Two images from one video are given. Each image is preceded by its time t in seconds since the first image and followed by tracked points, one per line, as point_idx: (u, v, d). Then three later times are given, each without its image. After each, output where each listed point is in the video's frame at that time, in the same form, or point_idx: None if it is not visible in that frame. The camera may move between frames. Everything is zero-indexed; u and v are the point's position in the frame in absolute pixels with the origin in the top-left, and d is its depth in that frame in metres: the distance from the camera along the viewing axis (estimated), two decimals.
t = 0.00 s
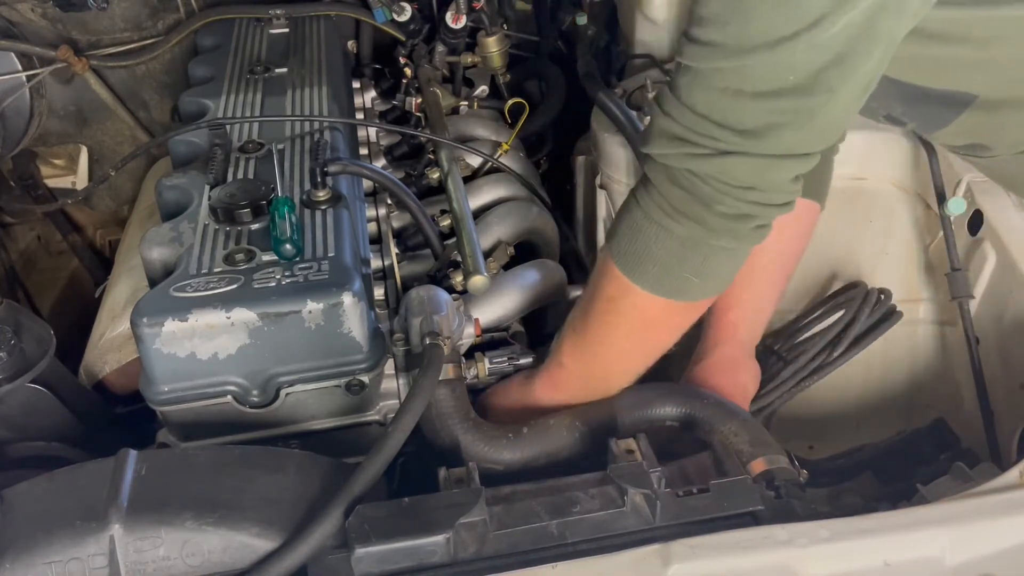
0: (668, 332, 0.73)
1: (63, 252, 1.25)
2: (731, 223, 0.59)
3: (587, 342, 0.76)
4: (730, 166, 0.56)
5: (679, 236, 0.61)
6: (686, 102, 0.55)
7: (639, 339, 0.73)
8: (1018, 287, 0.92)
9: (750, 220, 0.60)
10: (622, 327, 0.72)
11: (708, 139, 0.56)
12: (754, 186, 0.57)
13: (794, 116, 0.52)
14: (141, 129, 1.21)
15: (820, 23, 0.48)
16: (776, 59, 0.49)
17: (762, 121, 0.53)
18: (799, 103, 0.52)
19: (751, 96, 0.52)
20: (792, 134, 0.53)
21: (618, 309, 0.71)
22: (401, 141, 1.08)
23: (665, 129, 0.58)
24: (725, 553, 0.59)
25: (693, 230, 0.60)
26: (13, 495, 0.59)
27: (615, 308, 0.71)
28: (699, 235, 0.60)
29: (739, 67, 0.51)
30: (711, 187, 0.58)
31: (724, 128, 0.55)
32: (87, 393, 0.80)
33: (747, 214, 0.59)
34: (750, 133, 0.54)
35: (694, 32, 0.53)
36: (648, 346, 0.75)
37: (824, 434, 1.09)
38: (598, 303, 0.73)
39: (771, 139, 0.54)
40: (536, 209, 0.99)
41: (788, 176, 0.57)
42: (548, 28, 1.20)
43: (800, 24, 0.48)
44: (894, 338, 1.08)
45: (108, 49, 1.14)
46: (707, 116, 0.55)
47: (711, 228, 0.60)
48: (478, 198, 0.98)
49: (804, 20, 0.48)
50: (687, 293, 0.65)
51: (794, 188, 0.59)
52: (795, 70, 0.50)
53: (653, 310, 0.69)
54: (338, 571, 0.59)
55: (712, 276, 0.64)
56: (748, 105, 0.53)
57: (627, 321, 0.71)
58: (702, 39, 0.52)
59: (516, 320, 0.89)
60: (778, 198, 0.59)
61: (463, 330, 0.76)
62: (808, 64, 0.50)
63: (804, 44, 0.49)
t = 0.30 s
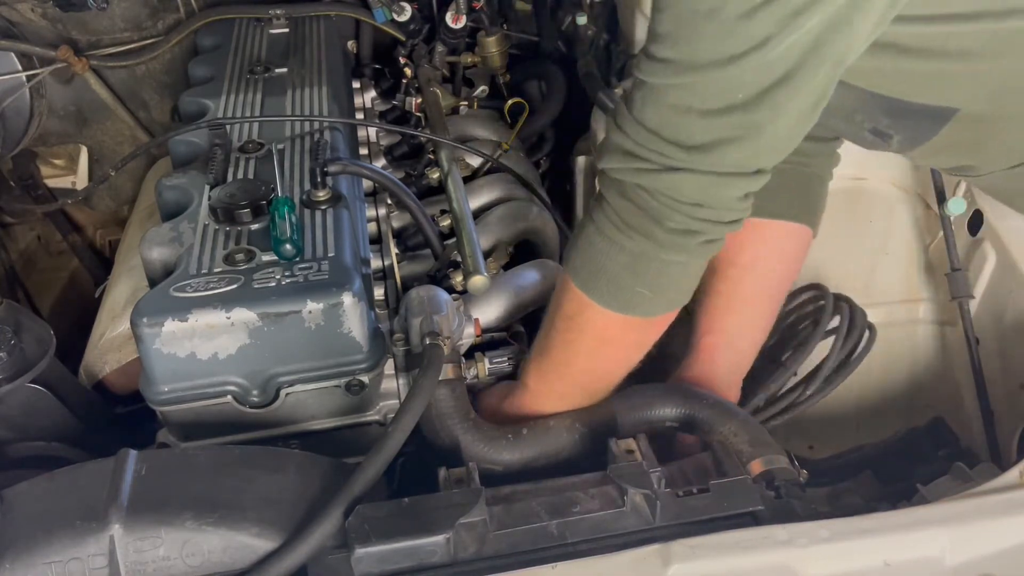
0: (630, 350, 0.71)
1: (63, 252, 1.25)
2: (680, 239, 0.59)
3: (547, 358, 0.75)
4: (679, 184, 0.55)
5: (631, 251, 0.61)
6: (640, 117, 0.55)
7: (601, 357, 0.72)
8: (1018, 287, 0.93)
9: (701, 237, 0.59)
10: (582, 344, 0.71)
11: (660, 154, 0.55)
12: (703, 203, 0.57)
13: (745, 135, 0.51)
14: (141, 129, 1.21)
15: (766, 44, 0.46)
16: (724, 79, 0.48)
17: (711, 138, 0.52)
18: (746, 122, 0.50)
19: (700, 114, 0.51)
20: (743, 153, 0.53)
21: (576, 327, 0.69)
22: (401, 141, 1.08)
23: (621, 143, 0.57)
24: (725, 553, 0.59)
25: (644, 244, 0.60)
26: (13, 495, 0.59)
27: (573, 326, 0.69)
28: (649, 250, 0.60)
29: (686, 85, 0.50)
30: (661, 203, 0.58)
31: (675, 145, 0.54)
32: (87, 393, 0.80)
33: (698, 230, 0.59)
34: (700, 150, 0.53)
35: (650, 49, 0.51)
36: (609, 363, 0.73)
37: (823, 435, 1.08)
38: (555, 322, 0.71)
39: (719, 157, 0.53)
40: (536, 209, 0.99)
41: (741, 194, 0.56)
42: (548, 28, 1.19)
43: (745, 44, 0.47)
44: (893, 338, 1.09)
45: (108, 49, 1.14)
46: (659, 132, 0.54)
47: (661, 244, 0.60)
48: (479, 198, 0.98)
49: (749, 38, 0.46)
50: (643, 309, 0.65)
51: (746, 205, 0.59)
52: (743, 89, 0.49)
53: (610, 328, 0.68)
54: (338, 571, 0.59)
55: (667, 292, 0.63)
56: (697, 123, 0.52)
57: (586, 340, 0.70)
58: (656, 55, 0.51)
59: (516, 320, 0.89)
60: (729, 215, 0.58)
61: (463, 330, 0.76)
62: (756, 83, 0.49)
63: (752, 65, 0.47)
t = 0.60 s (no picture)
0: (616, 372, 0.72)
1: (63, 252, 1.26)
2: (664, 269, 0.59)
3: (537, 380, 0.76)
4: (659, 218, 0.56)
5: (616, 282, 0.62)
6: (618, 151, 0.55)
7: (588, 378, 0.73)
8: (1018, 287, 0.94)
9: (684, 267, 0.59)
10: (569, 366, 0.72)
11: (638, 187, 0.55)
12: (683, 236, 0.57)
13: (719, 166, 0.51)
14: (140, 129, 1.21)
15: (733, 79, 0.46)
16: (695, 113, 0.48)
17: (688, 170, 0.52)
18: (720, 154, 0.50)
19: (674, 147, 0.51)
20: (719, 184, 0.53)
21: (563, 350, 0.70)
22: (401, 142, 1.08)
23: (601, 177, 0.58)
24: (725, 553, 0.59)
25: (628, 275, 0.60)
26: (13, 495, 0.59)
27: (559, 348, 0.71)
28: (633, 280, 0.60)
29: (660, 120, 0.50)
30: (641, 235, 0.58)
31: (652, 178, 0.54)
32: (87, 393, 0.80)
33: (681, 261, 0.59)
34: (676, 182, 0.53)
35: (625, 82, 0.52)
36: (594, 387, 0.74)
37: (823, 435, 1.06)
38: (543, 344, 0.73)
39: (696, 189, 0.53)
40: (536, 209, 0.99)
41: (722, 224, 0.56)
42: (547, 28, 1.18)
43: (714, 80, 0.46)
44: (891, 338, 1.09)
45: (108, 49, 1.14)
46: (637, 165, 0.54)
47: (645, 275, 0.60)
48: (479, 198, 0.98)
49: (716, 75, 0.46)
50: (629, 336, 0.66)
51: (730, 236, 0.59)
52: (714, 122, 0.49)
53: (596, 351, 0.69)
54: (338, 571, 0.59)
55: (652, 320, 0.64)
56: (672, 156, 0.52)
57: (573, 362, 0.71)
58: (630, 89, 0.51)
59: (516, 320, 0.89)
60: (712, 246, 0.58)
61: (463, 330, 0.76)
62: (727, 116, 0.49)
63: (721, 100, 0.47)
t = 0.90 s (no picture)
0: (616, 386, 0.74)
1: (63, 252, 1.26)
2: (668, 292, 0.60)
3: (540, 392, 0.77)
4: (661, 241, 0.56)
5: (621, 304, 0.63)
6: (620, 176, 0.56)
7: (589, 391, 0.74)
8: (1018, 287, 0.94)
9: (689, 289, 0.60)
10: (570, 380, 0.73)
11: (641, 211, 0.56)
12: (687, 258, 0.57)
13: (720, 187, 0.52)
14: (141, 129, 1.21)
15: (729, 101, 0.46)
16: (691, 136, 0.49)
17: (689, 192, 0.53)
18: (721, 175, 0.51)
19: (674, 171, 0.52)
20: (722, 206, 0.53)
21: (564, 365, 0.72)
22: (401, 141, 1.08)
23: (605, 202, 0.59)
24: (725, 553, 0.59)
25: (631, 297, 0.61)
26: (13, 495, 0.59)
27: (560, 363, 0.72)
28: (636, 303, 0.61)
29: (659, 144, 0.51)
30: (645, 258, 0.59)
31: (654, 201, 0.55)
32: (87, 393, 0.80)
33: (686, 284, 0.59)
34: (677, 205, 0.54)
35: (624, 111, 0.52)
36: (596, 400, 0.76)
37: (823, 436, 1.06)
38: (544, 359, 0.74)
39: (698, 211, 0.53)
40: (535, 209, 0.99)
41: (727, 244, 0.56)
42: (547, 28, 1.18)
43: (710, 104, 0.47)
44: (891, 338, 1.09)
45: (108, 49, 1.14)
46: (639, 189, 0.55)
47: (649, 298, 0.61)
48: (479, 198, 0.98)
49: (711, 99, 0.46)
50: (631, 356, 0.67)
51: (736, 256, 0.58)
52: (712, 144, 0.49)
53: (595, 366, 0.71)
54: (338, 571, 0.59)
55: (654, 341, 0.65)
56: (673, 179, 0.52)
57: (574, 377, 0.73)
58: (627, 116, 0.52)
59: (515, 320, 0.89)
60: (718, 267, 0.58)
61: (463, 330, 0.76)
62: (725, 137, 0.49)
63: (718, 122, 0.47)
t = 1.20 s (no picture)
0: (619, 398, 0.75)
1: (63, 252, 1.26)
2: (678, 317, 0.61)
3: (542, 404, 0.78)
4: (670, 264, 0.57)
5: (630, 326, 0.64)
6: (625, 201, 0.58)
7: (593, 403, 0.75)
8: (1017, 287, 0.94)
9: (699, 314, 0.61)
10: (575, 392, 0.74)
11: (649, 235, 0.57)
12: (697, 280, 0.58)
13: (723, 209, 0.53)
14: (140, 129, 1.21)
15: (724, 119, 0.47)
16: (691, 157, 0.50)
17: (694, 214, 0.54)
18: (723, 196, 0.52)
19: (679, 192, 0.53)
20: (729, 227, 0.54)
21: (570, 379, 0.73)
22: (401, 142, 1.09)
23: (611, 228, 0.61)
24: (725, 553, 0.59)
25: (641, 321, 0.63)
26: (13, 495, 0.59)
27: (566, 376, 0.73)
28: (646, 326, 0.63)
29: (659, 166, 0.53)
30: (654, 282, 0.60)
31: (661, 225, 0.56)
32: (88, 394, 0.80)
33: (696, 308, 0.61)
34: (682, 227, 0.55)
35: (624, 135, 0.54)
36: (601, 409, 0.77)
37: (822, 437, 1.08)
38: (550, 373, 0.75)
39: (705, 233, 0.54)
40: (535, 209, 0.99)
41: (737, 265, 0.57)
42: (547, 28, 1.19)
43: (704, 123, 0.48)
44: (891, 338, 1.10)
45: (108, 49, 1.14)
46: (645, 214, 0.57)
47: (659, 322, 0.62)
48: (479, 199, 0.98)
49: (705, 119, 0.48)
50: (636, 375, 0.68)
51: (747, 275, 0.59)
52: (711, 164, 0.51)
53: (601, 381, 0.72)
54: (337, 570, 0.59)
55: (661, 361, 0.66)
56: (677, 202, 0.54)
57: (579, 390, 0.74)
58: (627, 140, 0.54)
59: (515, 321, 0.89)
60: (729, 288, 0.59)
61: (463, 330, 0.76)
62: (724, 158, 0.50)
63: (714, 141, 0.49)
